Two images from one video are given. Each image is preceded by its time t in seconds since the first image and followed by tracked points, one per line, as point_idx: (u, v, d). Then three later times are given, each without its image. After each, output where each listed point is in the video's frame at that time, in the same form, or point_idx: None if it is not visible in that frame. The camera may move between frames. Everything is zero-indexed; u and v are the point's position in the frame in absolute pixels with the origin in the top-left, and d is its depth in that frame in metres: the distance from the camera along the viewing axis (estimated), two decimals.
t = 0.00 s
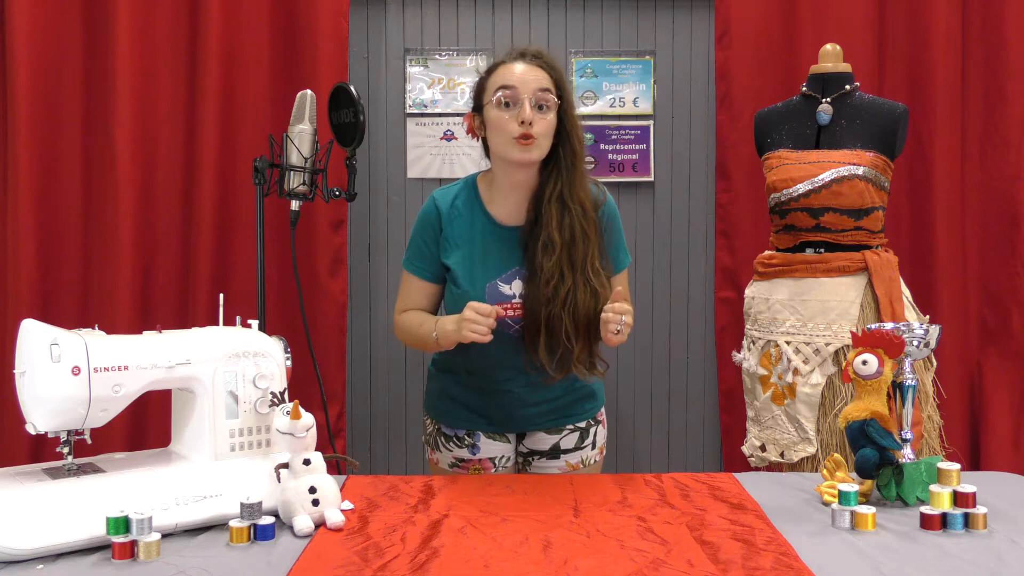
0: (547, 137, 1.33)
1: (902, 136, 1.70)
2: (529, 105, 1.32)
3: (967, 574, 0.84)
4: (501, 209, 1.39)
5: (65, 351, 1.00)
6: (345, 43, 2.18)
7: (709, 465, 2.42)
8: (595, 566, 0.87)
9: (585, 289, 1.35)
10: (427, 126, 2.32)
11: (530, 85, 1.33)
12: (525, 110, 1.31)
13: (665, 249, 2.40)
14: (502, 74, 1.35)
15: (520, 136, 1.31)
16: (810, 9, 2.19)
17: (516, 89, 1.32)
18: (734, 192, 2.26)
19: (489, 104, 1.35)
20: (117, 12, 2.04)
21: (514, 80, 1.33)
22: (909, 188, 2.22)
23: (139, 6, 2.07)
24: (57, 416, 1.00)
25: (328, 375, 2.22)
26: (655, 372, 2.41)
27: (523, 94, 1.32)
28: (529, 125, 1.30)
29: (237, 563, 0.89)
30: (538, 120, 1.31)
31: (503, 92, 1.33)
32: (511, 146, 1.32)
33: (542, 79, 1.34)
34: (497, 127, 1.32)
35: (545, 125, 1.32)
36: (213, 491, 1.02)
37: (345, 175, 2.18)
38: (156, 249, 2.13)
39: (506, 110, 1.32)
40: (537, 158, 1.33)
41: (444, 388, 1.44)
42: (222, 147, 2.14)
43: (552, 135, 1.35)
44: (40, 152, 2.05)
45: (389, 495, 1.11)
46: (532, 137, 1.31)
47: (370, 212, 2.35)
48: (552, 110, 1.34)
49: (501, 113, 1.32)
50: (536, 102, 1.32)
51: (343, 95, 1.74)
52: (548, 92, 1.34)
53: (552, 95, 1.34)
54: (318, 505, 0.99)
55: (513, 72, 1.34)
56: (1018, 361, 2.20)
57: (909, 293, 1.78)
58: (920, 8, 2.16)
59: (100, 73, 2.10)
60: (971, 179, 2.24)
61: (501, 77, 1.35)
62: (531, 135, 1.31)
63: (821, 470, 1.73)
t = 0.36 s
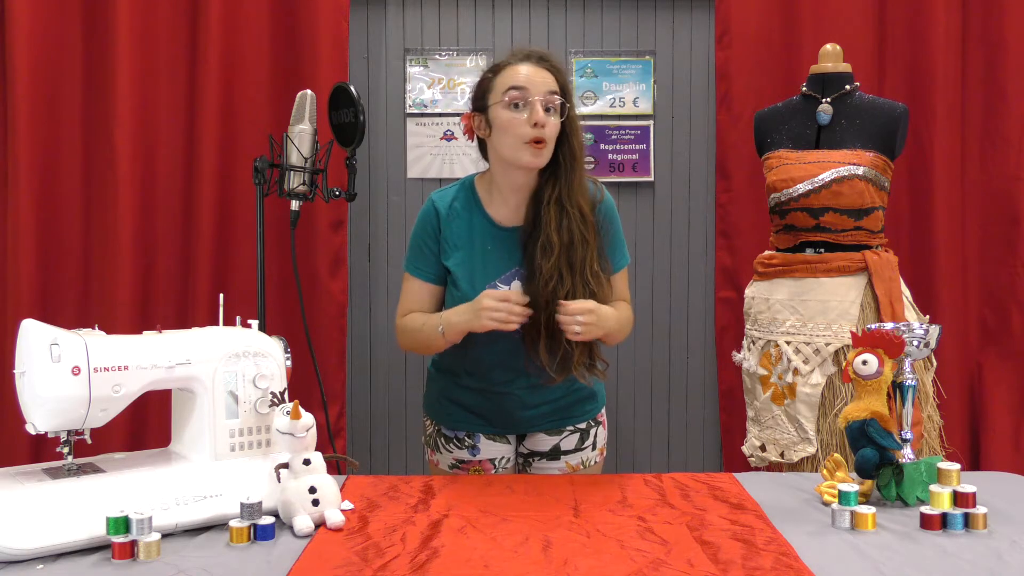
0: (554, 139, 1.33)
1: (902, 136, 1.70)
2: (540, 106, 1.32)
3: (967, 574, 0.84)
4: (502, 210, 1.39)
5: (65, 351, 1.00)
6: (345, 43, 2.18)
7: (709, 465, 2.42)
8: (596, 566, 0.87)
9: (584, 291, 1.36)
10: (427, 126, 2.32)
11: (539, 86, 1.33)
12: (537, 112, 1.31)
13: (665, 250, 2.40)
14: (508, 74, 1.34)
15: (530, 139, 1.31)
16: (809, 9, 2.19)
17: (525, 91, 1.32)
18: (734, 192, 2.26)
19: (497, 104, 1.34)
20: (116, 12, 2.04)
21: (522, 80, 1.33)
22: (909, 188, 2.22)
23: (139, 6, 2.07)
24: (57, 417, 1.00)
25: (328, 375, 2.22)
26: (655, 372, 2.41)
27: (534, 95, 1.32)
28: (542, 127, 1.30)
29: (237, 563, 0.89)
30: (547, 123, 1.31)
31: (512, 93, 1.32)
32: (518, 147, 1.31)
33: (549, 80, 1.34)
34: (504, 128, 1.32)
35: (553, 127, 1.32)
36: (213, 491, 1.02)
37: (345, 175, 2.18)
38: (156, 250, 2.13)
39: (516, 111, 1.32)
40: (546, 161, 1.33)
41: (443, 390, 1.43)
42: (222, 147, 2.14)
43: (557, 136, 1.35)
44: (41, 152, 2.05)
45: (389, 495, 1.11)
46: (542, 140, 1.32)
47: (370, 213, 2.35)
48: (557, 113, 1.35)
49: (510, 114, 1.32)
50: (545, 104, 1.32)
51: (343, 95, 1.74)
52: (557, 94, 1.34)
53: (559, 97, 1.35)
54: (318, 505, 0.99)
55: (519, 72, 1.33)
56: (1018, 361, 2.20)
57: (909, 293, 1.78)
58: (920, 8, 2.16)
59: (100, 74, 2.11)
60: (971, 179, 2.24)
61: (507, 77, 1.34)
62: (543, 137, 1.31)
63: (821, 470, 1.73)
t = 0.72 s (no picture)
0: (545, 130, 1.33)
1: (902, 135, 1.71)
2: (525, 98, 1.32)
3: (967, 574, 0.84)
4: (498, 210, 1.39)
5: (65, 351, 1.00)
6: (345, 43, 2.18)
7: (709, 465, 2.42)
8: (596, 566, 0.87)
9: (584, 285, 1.36)
10: (427, 126, 2.32)
11: (524, 79, 1.33)
12: (522, 102, 1.31)
13: (665, 250, 2.40)
14: (497, 70, 1.35)
15: (519, 130, 1.31)
16: (809, 9, 2.19)
17: (511, 84, 1.33)
18: (734, 192, 2.26)
19: (485, 100, 1.35)
20: (116, 12, 2.04)
21: (509, 75, 1.33)
22: (909, 188, 2.22)
23: (139, 6, 2.07)
24: (57, 416, 1.00)
25: (328, 375, 2.22)
26: (655, 373, 2.41)
27: (519, 87, 1.32)
28: (528, 118, 1.30)
29: (237, 563, 0.89)
30: (535, 114, 1.31)
31: (499, 88, 1.33)
32: (509, 138, 1.31)
33: (536, 73, 1.34)
34: (494, 123, 1.32)
35: (542, 118, 1.32)
36: (213, 491, 1.02)
37: (345, 176, 2.18)
38: (156, 250, 2.13)
39: (503, 105, 1.32)
40: (536, 150, 1.33)
41: (442, 391, 1.43)
42: (222, 147, 2.14)
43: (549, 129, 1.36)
44: (41, 152, 2.05)
45: (389, 495, 1.11)
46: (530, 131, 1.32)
47: (370, 213, 2.35)
48: (548, 104, 1.34)
49: (497, 108, 1.32)
50: (532, 95, 1.32)
51: (343, 95, 1.74)
52: (543, 86, 1.34)
53: (547, 89, 1.35)
54: (318, 505, 0.99)
55: (507, 67, 1.34)
56: (1018, 361, 2.20)
57: (909, 293, 1.78)
58: (920, 8, 2.16)
59: (100, 74, 2.10)
60: (971, 179, 2.24)
61: (496, 73, 1.35)
62: (528, 128, 1.31)
63: (821, 470, 1.73)
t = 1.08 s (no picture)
0: (540, 138, 1.33)
1: (902, 136, 1.71)
2: (519, 109, 1.30)
3: (967, 574, 0.84)
4: (496, 206, 1.39)
5: (65, 351, 1.00)
6: (345, 43, 2.18)
7: (709, 465, 2.42)
8: (596, 566, 0.87)
9: (580, 282, 1.35)
10: (427, 126, 2.32)
11: (519, 88, 1.31)
12: (514, 115, 1.29)
13: (665, 250, 2.40)
14: (490, 76, 1.33)
15: (513, 142, 1.30)
16: (809, 9, 2.19)
17: (505, 94, 1.31)
18: (734, 192, 2.26)
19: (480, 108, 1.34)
20: (116, 13, 2.04)
21: (503, 83, 1.31)
22: (909, 188, 2.22)
23: (139, 7, 2.07)
24: (57, 416, 1.00)
25: (328, 375, 2.22)
26: (655, 372, 2.41)
27: (512, 97, 1.30)
28: (520, 131, 1.29)
29: (237, 563, 0.89)
30: (528, 124, 1.30)
31: (493, 98, 1.31)
32: (504, 149, 1.31)
33: (531, 81, 1.32)
34: (489, 133, 1.31)
35: (536, 127, 1.32)
36: (213, 491, 1.02)
37: (345, 176, 2.18)
38: (156, 250, 2.13)
39: (497, 114, 1.32)
40: (529, 159, 1.32)
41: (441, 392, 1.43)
42: (222, 147, 2.14)
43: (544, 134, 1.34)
44: (41, 152, 2.05)
45: (389, 495, 1.11)
46: (524, 141, 1.30)
47: (370, 213, 2.35)
48: (543, 112, 1.33)
49: (491, 118, 1.32)
50: (526, 105, 1.31)
51: (343, 95, 1.74)
52: (538, 94, 1.32)
53: (541, 97, 1.33)
54: (318, 505, 0.99)
55: (503, 72, 1.32)
56: (1017, 360, 2.20)
57: (909, 293, 1.78)
58: (920, 8, 2.16)
59: (100, 74, 2.11)
60: (971, 179, 2.24)
61: (490, 80, 1.33)
62: (521, 140, 1.30)
63: (821, 470, 1.73)
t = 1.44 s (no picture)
0: (535, 133, 1.34)
1: (902, 136, 1.71)
2: (514, 103, 1.32)
3: (967, 574, 0.84)
4: (496, 195, 1.40)
5: (65, 351, 1.00)
6: (345, 43, 2.18)
7: (709, 465, 2.42)
8: (596, 566, 0.87)
9: (579, 271, 1.36)
10: (427, 126, 2.32)
11: (514, 83, 1.32)
12: (509, 110, 1.31)
13: (665, 249, 2.40)
14: (487, 71, 1.34)
15: (509, 135, 1.32)
16: (809, 9, 2.19)
17: (501, 89, 1.32)
18: (734, 192, 2.26)
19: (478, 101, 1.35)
20: (116, 12, 2.04)
21: (499, 78, 1.32)
22: (909, 188, 2.22)
23: (139, 7, 2.07)
24: (57, 416, 1.00)
25: (328, 375, 2.22)
26: (655, 372, 2.41)
27: (506, 91, 1.32)
28: (514, 124, 1.31)
29: (237, 563, 0.89)
30: (523, 118, 1.32)
31: (489, 93, 1.33)
32: (500, 143, 1.33)
33: (528, 75, 1.33)
34: (485, 127, 1.33)
35: (531, 121, 1.33)
36: (213, 491, 1.02)
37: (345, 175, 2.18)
38: (156, 251, 2.13)
39: (494, 108, 1.33)
40: (525, 153, 1.34)
41: (440, 390, 1.43)
42: (222, 148, 2.14)
43: (540, 128, 1.36)
44: (41, 153, 2.05)
45: (389, 495, 1.11)
46: (519, 135, 1.32)
47: (370, 213, 2.35)
48: (538, 106, 1.34)
49: (488, 112, 1.33)
50: (521, 100, 1.32)
51: (343, 95, 1.74)
52: (534, 89, 1.33)
53: (537, 91, 1.34)
54: (318, 505, 0.99)
55: (501, 67, 1.33)
56: (1018, 361, 2.20)
57: (909, 293, 1.78)
58: (920, 8, 2.16)
59: (100, 74, 2.10)
60: (971, 179, 2.24)
61: (488, 74, 1.34)
62: (516, 132, 1.32)
63: (821, 470, 1.73)
